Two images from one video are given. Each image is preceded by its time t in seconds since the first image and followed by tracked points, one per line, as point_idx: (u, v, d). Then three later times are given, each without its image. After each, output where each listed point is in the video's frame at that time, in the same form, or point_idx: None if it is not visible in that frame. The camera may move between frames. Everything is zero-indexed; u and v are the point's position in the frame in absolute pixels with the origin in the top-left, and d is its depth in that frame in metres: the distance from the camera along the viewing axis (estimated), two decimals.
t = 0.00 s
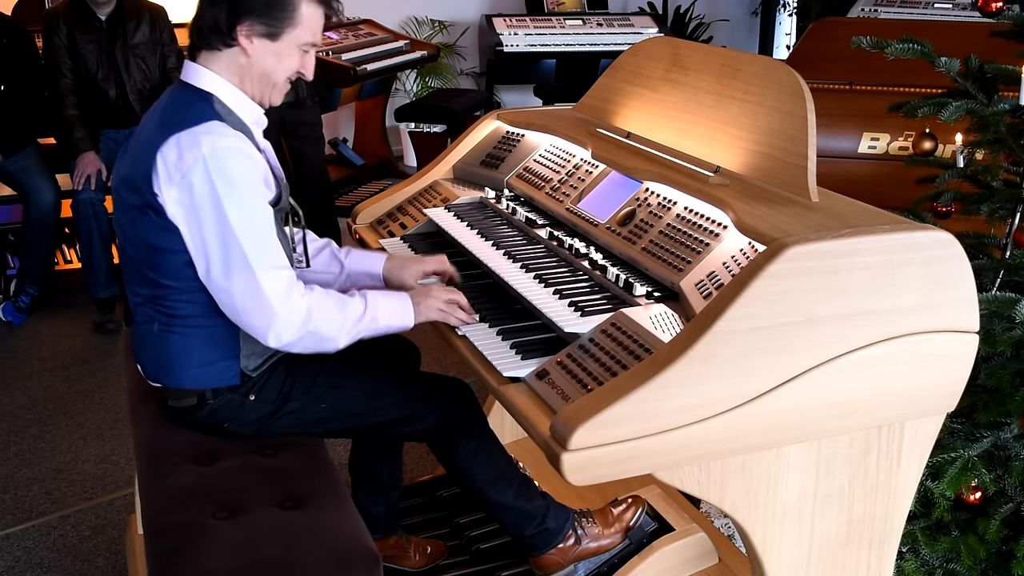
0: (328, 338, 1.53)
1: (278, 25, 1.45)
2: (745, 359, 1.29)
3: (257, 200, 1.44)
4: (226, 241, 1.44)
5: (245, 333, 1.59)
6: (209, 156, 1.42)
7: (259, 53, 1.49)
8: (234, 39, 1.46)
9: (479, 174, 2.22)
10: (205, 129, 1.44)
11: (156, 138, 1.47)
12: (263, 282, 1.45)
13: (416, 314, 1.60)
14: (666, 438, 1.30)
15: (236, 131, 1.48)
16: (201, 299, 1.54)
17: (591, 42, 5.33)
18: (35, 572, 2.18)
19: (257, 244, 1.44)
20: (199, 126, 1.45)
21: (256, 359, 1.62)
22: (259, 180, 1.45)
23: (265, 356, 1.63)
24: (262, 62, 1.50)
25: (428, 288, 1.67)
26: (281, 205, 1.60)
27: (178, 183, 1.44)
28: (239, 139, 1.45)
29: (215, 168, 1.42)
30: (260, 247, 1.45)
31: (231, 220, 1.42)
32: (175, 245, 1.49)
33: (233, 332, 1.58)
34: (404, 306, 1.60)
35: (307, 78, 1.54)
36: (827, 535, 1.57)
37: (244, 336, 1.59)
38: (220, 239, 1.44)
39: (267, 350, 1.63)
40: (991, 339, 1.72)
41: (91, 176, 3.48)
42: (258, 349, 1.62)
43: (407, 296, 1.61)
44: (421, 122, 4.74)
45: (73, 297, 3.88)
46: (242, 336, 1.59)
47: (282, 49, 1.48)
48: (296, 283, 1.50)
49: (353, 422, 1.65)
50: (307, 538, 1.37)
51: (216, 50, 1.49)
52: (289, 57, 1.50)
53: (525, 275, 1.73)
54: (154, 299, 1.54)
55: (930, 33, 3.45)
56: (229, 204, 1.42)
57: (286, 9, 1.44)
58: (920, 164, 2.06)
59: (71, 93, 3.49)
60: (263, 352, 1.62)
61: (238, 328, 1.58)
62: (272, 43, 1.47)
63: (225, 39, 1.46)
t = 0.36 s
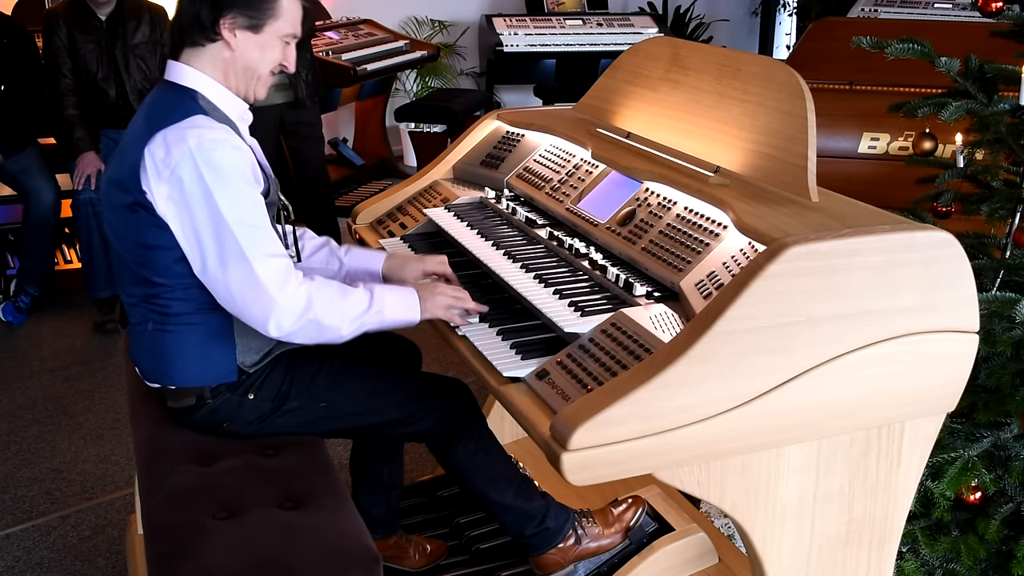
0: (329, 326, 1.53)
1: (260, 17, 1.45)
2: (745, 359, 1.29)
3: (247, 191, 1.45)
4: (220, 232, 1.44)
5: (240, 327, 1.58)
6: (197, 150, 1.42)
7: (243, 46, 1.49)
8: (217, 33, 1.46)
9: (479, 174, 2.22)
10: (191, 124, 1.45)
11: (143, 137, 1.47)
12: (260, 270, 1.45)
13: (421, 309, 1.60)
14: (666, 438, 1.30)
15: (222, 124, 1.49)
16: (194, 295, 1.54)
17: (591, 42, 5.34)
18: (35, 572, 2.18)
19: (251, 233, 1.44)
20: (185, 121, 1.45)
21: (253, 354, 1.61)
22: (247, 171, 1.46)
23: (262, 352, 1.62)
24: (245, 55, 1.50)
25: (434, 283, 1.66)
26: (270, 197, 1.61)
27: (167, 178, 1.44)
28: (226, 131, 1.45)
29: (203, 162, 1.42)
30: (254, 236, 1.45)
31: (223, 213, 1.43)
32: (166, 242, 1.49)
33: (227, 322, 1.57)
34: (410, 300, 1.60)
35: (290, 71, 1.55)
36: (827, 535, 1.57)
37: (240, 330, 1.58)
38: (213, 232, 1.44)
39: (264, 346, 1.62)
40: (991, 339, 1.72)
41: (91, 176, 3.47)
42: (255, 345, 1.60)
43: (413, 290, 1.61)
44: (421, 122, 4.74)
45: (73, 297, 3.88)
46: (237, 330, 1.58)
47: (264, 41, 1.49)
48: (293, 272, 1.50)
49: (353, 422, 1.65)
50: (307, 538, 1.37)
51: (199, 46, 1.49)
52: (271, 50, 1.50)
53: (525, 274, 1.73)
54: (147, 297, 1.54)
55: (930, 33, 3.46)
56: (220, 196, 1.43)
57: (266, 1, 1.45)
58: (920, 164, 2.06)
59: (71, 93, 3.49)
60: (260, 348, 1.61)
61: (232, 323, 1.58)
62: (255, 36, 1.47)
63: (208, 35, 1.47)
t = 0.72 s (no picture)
0: (338, 323, 1.53)
1: (257, 17, 1.47)
2: (745, 359, 1.29)
3: (246, 191, 1.45)
4: (223, 233, 1.44)
5: (239, 328, 1.59)
6: (195, 153, 1.42)
7: (240, 48, 1.50)
8: (215, 36, 1.47)
9: (479, 174, 2.22)
10: (187, 127, 1.45)
11: (139, 142, 1.47)
12: (265, 268, 1.45)
13: (427, 302, 1.59)
14: (666, 438, 1.30)
15: (218, 126, 1.48)
16: (192, 299, 1.54)
17: (591, 42, 5.33)
18: (35, 572, 2.18)
19: (254, 233, 1.44)
20: (180, 125, 1.45)
21: (252, 356, 1.61)
22: (246, 172, 1.46)
23: (263, 353, 1.63)
24: (243, 56, 1.51)
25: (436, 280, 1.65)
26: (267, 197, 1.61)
27: (165, 184, 1.44)
28: (222, 133, 1.45)
29: (201, 164, 1.42)
30: (258, 235, 1.44)
31: (224, 214, 1.42)
32: (164, 246, 1.49)
33: (226, 323, 1.57)
34: (415, 292, 1.59)
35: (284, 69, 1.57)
36: (827, 535, 1.57)
37: (239, 330, 1.59)
38: (216, 233, 1.44)
39: (263, 348, 1.62)
40: (991, 339, 1.72)
41: (90, 176, 3.47)
42: (254, 346, 1.61)
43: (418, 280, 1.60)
44: (421, 122, 4.74)
45: (73, 297, 3.88)
46: (236, 331, 1.58)
47: (262, 41, 1.50)
48: (299, 270, 1.49)
49: (353, 423, 1.65)
50: (307, 538, 1.37)
51: (196, 49, 1.49)
52: (267, 49, 1.52)
53: (525, 274, 1.73)
54: (145, 302, 1.54)
55: (930, 33, 3.46)
56: (219, 198, 1.42)
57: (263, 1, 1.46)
58: (920, 164, 2.06)
59: (71, 93, 3.49)
60: (259, 349, 1.62)
61: (230, 324, 1.58)
62: (252, 36, 1.49)
63: (206, 37, 1.47)
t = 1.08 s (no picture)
0: (328, 335, 1.53)
1: (282, 38, 1.47)
2: (745, 358, 1.29)
3: (253, 202, 1.45)
4: (224, 242, 1.43)
5: (234, 331, 1.58)
6: (206, 159, 1.42)
7: (263, 65, 1.50)
8: (238, 51, 1.47)
9: (479, 174, 2.22)
10: (201, 133, 1.45)
11: (150, 143, 1.47)
12: (263, 282, 1.45)
13: (419, 308, 1.60)
14: (666, 438, 1.29)
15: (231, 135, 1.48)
16: (190, 300, 1.53)
17: (591, 42, 5.34)
18: (35, 572, 2.18)
19: (256, 245, 1.44)
20: (194, 130, 1.45)
21: (248, 357, 1.61)
22: (254, 183, 1.46)
23: (258, 355, 1.62)
24: (264, 73, 1.51)
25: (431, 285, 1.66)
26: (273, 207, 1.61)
27: (173, 187, 1.44)
28: (235, 141, 1.45)
29: (211, 171, 1.42)
30: (259, 248, 1.44)
31: (228, 223, 1.42)
32: (166, 247, 1.49)
33: (223, 325, 1.57)
34: (409, 298, 1.60)
35: (304, 90, 1.56)
36: (827, 535, 1.57)
37: (234, 334, 1.58)
38: (218, 241, 1.44)
39: (259, 349, 1.62)
40: (991, 339, 1.72)
41: (91, 176, 3.46)
42: (250, 347, 1.60)
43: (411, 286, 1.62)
44: (421, 122, 4.74)
45: (73, 297, 3.88)
46: (232, 334, 1.58)
47: (284, 62, 1.50)
48: (294, 284, 1.49)
49: (353, 423, 1.65)
50: (307, 538, 1.37)
51: (218, 61, 1.49)
52: (289, 70, 1.51)
53: (525, 274, 1.74)
54: (143, 301, 1.54)
55: (930, 33, 3.46)
56: (225, 206, 1.42)
57: (290, 22, 1.47)
58: (920, 164, 2.06)
59: (71, 93, 3.49)
60: (255, 350, 1.61)
61: (227, 326, 1.57)
62: (276, 56, 1.49)
63: (229, 51, 1.47)
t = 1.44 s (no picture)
0: (329, 338, 1.53)
1: (300, 33, 1.47)
2: (745, 358, 1.29)
3: (266, 200, 1.44)
4: (235, 238, 1.43)
5: (244, 333, 1.59)
6: (223, 154, 1.42)
7: (281, 61, 1.51)
8: (257, 48, 1.48)
9: (479, 175, 2.22)
10: (219, 127, 1.45)
11: (167, 135, 1.47)
12: (269, 281, 1.45)
13: (417, 312, 1.60)
14: (666, 438, 1.30)
15: (248, 131, 1.48)
16: (202, 298, 1.53)
17: (591, 42, 5.34)
18: (36, 572, 2.18)
19: (265, 244, 1.44)
20: (212, 124, 1.45)
21: (255, 358, 1.61)
22: (269, 181, 1.46)
23: (264, 356, 1.63)
24: (283, 69, 1.52)
25: (430, 287, 1.65)
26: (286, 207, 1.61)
27: (189, 179, 1.44)
28: (253, 138, 1.45)
29: (228, 166, 1.42)
30: (268, 247, 1.44)
31: (240, 219, 1.42)
32: (180, 242, 1.49)
33: (233, 327, 1.57)
34: (406, 305, 1.59)
35: (321, 82, 1.58)
36: (827, 535, 1.57)
37: (244, 336, 1.59)
38: (228, 236, 1.44)
39: (266, 350, 1.63)
40: (991, 339, 1.72)
41: (91, 176, 3.47)
42: (257, 348, 1.61)
43: (409, 292, 1.61)
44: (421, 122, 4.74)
45: (73, 297, 3.88)
46: (242, 336, 1.59)
47: (302, 56, 1.51)
48: (298, 285, 1.49)
49: (353, 423, 1.65)
50: (308, 538, 1.37)
51: (237, 59, 1.49)
52: (307, 63, 1.53)
53: (525, 274, 1.74)
54: (155, 296, 1.54)
55: (930, 33, 3.46)
56: (239, 202, 1.42)
57: (307, 16, 1.47)
58: (920, 164, 2.06)
59: (71, 93, 3.49)
60: (262, 351, 1.62)
61: (237, 327, 1.58)
62: (293, 51, 1.49)
63: (248, 49, 1.48)
